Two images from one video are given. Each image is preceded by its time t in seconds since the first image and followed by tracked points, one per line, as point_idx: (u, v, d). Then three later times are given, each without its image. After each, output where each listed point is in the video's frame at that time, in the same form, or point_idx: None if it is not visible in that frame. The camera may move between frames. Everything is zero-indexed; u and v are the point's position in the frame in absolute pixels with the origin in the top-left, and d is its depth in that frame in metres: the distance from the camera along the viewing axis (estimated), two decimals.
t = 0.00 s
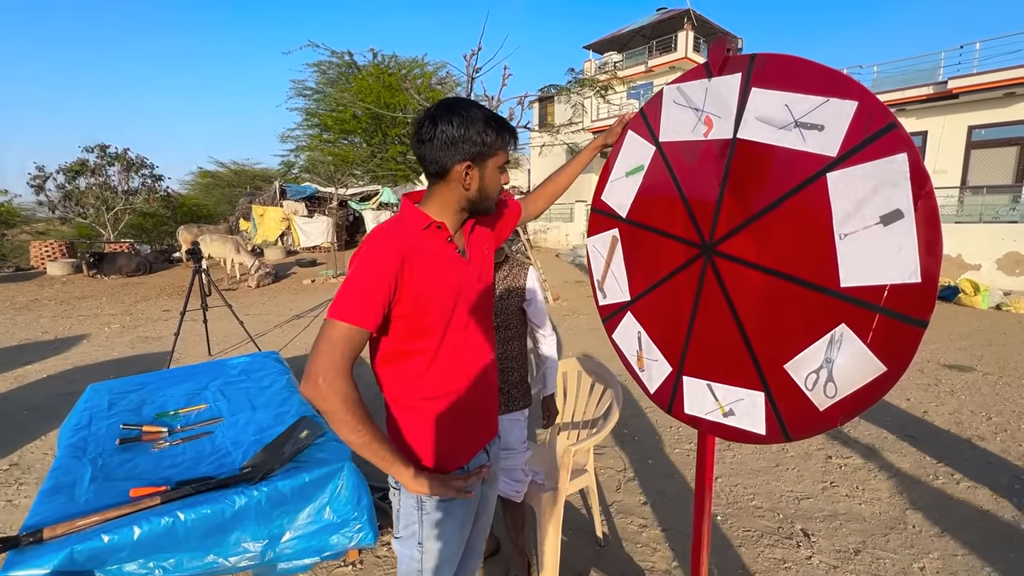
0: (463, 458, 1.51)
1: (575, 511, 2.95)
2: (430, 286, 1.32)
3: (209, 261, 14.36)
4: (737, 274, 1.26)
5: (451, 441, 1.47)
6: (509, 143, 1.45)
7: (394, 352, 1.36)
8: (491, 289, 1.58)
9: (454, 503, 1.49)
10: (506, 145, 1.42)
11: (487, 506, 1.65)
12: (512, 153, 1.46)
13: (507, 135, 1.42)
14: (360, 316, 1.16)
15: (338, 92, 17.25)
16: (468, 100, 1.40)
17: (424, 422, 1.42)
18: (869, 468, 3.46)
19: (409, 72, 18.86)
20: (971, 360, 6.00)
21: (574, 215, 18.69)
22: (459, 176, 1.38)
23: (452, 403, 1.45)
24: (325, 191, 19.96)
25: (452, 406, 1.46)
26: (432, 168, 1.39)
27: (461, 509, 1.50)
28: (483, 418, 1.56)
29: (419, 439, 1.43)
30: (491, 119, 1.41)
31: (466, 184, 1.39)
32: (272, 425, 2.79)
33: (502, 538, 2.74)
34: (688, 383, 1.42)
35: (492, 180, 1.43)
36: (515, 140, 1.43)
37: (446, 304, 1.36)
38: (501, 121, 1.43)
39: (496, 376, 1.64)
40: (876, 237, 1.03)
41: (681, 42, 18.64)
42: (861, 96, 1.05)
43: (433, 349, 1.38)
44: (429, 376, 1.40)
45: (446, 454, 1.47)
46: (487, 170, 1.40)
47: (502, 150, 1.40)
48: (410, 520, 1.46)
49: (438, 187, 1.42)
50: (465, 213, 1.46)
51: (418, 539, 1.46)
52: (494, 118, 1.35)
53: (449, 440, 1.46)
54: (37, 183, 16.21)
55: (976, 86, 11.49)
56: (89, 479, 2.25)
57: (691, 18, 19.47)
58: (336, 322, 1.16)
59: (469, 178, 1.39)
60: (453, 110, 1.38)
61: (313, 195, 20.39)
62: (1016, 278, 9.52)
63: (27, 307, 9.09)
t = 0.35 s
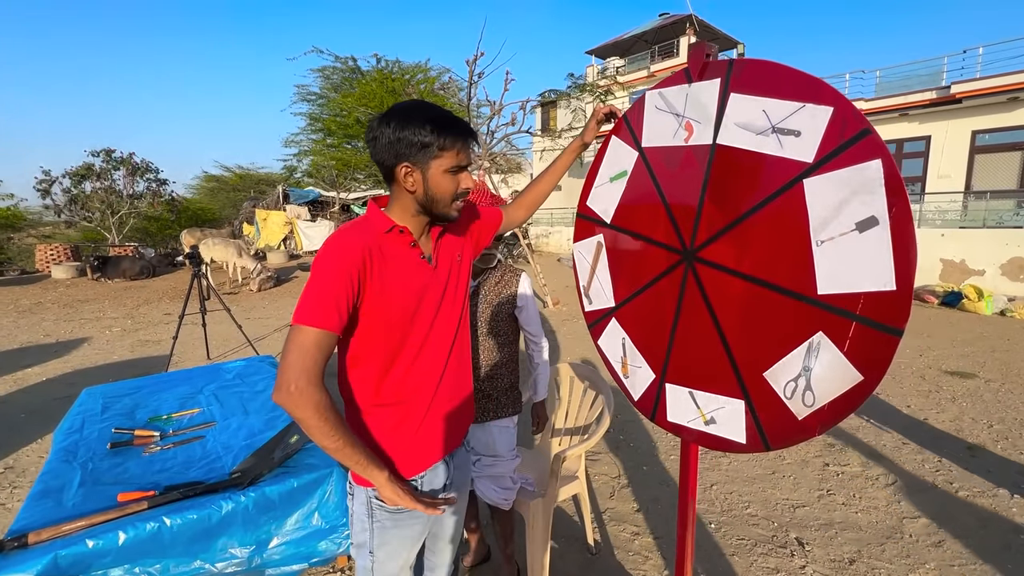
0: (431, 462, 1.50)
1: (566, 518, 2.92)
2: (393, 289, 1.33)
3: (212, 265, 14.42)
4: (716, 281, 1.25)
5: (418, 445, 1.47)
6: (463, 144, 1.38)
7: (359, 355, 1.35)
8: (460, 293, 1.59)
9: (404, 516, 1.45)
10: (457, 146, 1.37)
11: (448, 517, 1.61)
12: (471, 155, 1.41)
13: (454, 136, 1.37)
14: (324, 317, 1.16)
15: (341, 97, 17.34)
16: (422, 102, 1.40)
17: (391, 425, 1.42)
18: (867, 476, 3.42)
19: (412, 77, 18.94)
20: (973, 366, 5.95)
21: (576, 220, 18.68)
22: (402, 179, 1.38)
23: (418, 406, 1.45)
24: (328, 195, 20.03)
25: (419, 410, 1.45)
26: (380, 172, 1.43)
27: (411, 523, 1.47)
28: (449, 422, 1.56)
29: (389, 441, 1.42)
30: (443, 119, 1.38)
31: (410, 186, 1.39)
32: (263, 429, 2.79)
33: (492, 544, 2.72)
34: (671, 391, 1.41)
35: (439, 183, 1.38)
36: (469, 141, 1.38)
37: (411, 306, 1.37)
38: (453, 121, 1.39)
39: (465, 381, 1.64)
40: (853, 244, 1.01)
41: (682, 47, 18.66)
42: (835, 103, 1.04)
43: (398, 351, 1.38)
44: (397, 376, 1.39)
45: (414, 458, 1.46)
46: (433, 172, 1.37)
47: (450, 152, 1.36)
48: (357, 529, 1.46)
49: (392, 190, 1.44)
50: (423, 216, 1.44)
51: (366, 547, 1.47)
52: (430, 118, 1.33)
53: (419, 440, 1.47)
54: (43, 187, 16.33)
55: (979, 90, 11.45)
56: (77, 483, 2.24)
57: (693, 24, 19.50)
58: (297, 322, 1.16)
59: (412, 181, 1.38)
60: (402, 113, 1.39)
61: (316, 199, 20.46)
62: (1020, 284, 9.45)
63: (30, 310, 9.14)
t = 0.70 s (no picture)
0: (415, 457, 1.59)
1: (560, 516, 3.00)
2: (373, 294, 1.42)
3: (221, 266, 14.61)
4: (692, 286, 1.33)
5: (401, 442, 1.55)
6: (431, 147, 1.48)
7: (342, 357, 1.44)
8: (443, 298, 1.67)
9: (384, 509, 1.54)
10: (427, 150, 1.47)
11: (427, 514, 1.70)
12: (440, 155, 1.51)
13: (421, 141, 1.46)
14: (305, 323, 1.25)
15: (350, 102, 17.54)
16: (382, 116, 1.48)
17: (374, 424, 1.51)
18: (859, 480, 3.48)
19: (421, 82, 19.12)
20: (973, 374, 5.97)
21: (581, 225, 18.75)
22: (383, 191, 1.47)
23: (400, 405, 1.54)
24: (336, 199, 20.21)
25: (401, 409, 1.54)
26: (358, 189, 1.52)
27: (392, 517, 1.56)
28: (434, 420, 1.64)
29: (376, 438, 1.51)
30: (406, 127, 1.47)
31: (392, 197, 1.48)
32: (269, 426, 2.89)
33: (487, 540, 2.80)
34: (653, 390, 1.49)
35: (418, 188, 1.48)
36: (436, 142, 1.48)
37: (391, 311, 1.46)
38: (417, 128, 1.48)
39: (450, 379, 1.73)
40: (811, 254, 1.10)
41: (689, 53, 18.72)
42: (793, 119, 1.13)
43: (378, 354, 1.46)
44: (380, 375, 1.48)
45: (397, 454, 1.55)
46: (410, 179, 1.47)
47: (422, 157, 1.46)
48: (339, 519, 1.54)
49: (373, 204, 1.54)
50: (407, 222, 1.54)
51: (345, 536, 1.54)
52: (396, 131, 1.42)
53: (405, 435, 1.56)
54: (58, 188, 16.60)
55: (986, 98, 11.46)
56: (92, 474, 2.35)
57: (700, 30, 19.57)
58: (282, 331, 1.25)
59: (392, 191, 1.47)
60: (365, 131, 1.47)
61: (325, 202, 20.66)
62: None
63: (44, 309, 9.33)
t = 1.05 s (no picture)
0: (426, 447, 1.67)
1: (563, 513, 3.06)
2: (375, 293, 1.51)
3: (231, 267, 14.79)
4: (686, 287, 1.42)
5: (412, 435, 1.63)
6: (427, 149, 1.57)
7: (351, 354, 1.55)
8: (449, 297, 1.75)
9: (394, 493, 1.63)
10: (423, 152, 1.56)
11: (434, 504, 1.77)
12: (436, 157, 1.61)
13: (417, 144, 1.55)
14: (300, 324, 1.36)
15: (360, 106, 17.72)
16: (379, 123, 1.57)
17: (385, 418, 1.59)
18: (858, 483, 3.52)
19: (429, 87, 19.28)
20: (977, 381, 5.98)
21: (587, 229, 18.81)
22: (385, 194, 1.56)
23: (409, 400, 1.61)
24: (344, 201, 20.40)
25: (412, 403, 1.62)
26: (361, 195, 1.61)
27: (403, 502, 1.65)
28: (443, 413, 1.72)
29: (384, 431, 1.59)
30: (403, 132, 1.56)
31: (394, 199, 1.57)
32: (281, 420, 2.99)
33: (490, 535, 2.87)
34: (650, 386, 1.57)
35: (417, 189, 1.57)
36: (432, 144, 1.57)
37: (394, 310, 1.54)
38: (413, 132, 1.57)
39: (458, 376, 1.80)
40: (796, 257, 1.18)
41: (696, 59, 18.79)
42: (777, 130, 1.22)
43: (383, 352, 1.55)
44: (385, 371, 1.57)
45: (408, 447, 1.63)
46: (409, 181, 1.56)
47: (420, 159, 1.55)
48: (352, 502, 1.63)
49: (376, 209, 1.62)
50: (410, 222, 1.62)
51: (358, 519, 1.62)
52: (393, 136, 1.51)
53: (412, 428, 1.63)
54: (72, 189, 16.88)
55: (993, 105, 11.45)
56: (113, 464, 2.45)
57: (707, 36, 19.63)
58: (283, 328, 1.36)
59: (394, 194, 1.56)
60: (364, 139, 1.57)
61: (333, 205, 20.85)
62: None
63: (59, 307, 9.51)
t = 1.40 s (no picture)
0: (434, 448, 1.69)
1: (565, 515, 3.07)
2: (380, 295, 1.53)
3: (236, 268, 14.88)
4: (688, 292, 1.44)
5: (421, 436, 1.65)
6: (423, 153, 1.59)
7: (358, 358, 1.58)
8: (453, 299, 1.78)
9: (407, 497, 1.65)
10: (420, 156, 1.58)
11: (442, 505, 1.79)
12: (434, 162, 1.62)
13: (414, 149, 1.58)
14: (306, 325, 1.41)
15: (365, 109, 17.79)
16: (378, 129, 1.62)
17: (394, 419, 1.61)
18: (861, 487, 3.53)
19: (434, 89, 19.34)
20: (981, 387, 5.96)
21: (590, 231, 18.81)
22: (382, 196, 1.60)
23: (418, 401, 1.64)
24: (348, 203, 20.48)
25: (420, 404, 1.64)
26: (364, 198, 1.66)
27: (411, 504, 1.67)
28: (450, 414, 1.74)
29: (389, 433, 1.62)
30: (401, 137, 1.59)
31: (390, 201, 1.60)
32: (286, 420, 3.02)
33: (493, 536, 2.89)
34: (653, 389, 1.58)
35: (414, 193, 1.58)
36: (429, 148, 1.59)
37: (400, 312, 1.56)
38: (411, 137, 1.60)
39: (462, 377, 1.82)
40: (796, 264, 1.20)
41: (700, 63, 18.82)
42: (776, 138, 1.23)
43: (391, 354, 1.57)
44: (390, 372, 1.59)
45: (416, 447, 1.65)
46: (405, 184, 1.58)
47: (415, 162, 1.57)
48: (364, 506, 1.64)
49: (378, 212, 1.66)
50: (410, 225, 1.64)
51: (371, 522, 1.65)
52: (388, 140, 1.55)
53: (418, 429, 1.65)
54: (79, 190, 17.00)
55: (999, 111, 11.43)
56: (120, 463, 2.48)
57: (711, 40, 19.64)
58: (289, 331, 1.40)
59: (390, 196, 1.59)
60: (364, 144, 1.62)
61: (338, 207, 20.93)
62: None
63: (66, 307, 9.60)
